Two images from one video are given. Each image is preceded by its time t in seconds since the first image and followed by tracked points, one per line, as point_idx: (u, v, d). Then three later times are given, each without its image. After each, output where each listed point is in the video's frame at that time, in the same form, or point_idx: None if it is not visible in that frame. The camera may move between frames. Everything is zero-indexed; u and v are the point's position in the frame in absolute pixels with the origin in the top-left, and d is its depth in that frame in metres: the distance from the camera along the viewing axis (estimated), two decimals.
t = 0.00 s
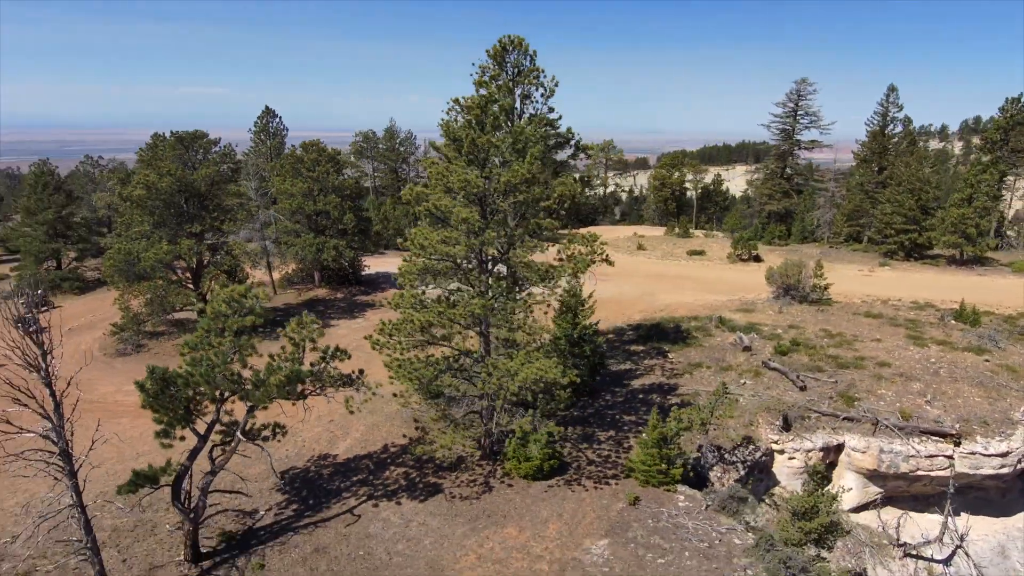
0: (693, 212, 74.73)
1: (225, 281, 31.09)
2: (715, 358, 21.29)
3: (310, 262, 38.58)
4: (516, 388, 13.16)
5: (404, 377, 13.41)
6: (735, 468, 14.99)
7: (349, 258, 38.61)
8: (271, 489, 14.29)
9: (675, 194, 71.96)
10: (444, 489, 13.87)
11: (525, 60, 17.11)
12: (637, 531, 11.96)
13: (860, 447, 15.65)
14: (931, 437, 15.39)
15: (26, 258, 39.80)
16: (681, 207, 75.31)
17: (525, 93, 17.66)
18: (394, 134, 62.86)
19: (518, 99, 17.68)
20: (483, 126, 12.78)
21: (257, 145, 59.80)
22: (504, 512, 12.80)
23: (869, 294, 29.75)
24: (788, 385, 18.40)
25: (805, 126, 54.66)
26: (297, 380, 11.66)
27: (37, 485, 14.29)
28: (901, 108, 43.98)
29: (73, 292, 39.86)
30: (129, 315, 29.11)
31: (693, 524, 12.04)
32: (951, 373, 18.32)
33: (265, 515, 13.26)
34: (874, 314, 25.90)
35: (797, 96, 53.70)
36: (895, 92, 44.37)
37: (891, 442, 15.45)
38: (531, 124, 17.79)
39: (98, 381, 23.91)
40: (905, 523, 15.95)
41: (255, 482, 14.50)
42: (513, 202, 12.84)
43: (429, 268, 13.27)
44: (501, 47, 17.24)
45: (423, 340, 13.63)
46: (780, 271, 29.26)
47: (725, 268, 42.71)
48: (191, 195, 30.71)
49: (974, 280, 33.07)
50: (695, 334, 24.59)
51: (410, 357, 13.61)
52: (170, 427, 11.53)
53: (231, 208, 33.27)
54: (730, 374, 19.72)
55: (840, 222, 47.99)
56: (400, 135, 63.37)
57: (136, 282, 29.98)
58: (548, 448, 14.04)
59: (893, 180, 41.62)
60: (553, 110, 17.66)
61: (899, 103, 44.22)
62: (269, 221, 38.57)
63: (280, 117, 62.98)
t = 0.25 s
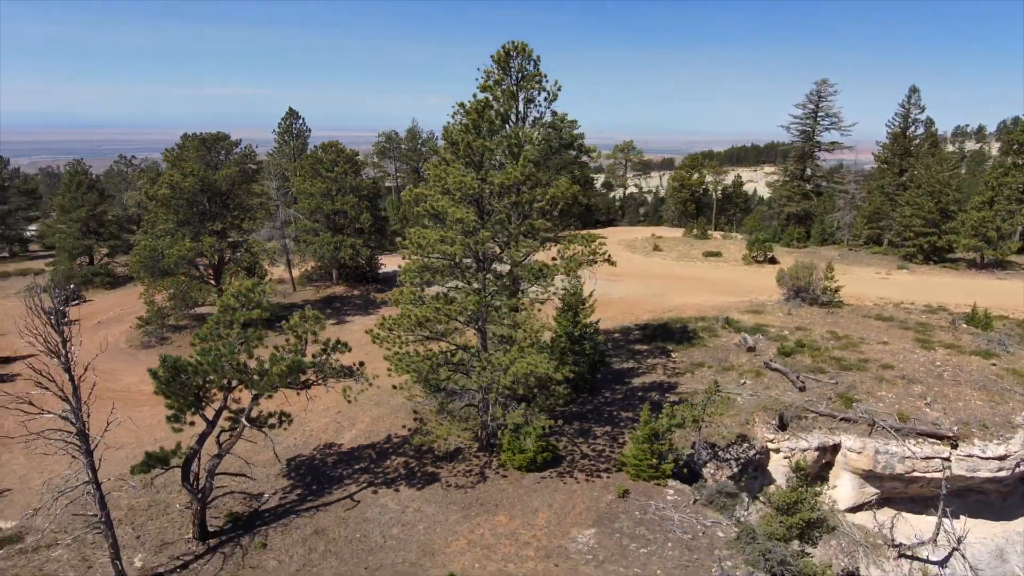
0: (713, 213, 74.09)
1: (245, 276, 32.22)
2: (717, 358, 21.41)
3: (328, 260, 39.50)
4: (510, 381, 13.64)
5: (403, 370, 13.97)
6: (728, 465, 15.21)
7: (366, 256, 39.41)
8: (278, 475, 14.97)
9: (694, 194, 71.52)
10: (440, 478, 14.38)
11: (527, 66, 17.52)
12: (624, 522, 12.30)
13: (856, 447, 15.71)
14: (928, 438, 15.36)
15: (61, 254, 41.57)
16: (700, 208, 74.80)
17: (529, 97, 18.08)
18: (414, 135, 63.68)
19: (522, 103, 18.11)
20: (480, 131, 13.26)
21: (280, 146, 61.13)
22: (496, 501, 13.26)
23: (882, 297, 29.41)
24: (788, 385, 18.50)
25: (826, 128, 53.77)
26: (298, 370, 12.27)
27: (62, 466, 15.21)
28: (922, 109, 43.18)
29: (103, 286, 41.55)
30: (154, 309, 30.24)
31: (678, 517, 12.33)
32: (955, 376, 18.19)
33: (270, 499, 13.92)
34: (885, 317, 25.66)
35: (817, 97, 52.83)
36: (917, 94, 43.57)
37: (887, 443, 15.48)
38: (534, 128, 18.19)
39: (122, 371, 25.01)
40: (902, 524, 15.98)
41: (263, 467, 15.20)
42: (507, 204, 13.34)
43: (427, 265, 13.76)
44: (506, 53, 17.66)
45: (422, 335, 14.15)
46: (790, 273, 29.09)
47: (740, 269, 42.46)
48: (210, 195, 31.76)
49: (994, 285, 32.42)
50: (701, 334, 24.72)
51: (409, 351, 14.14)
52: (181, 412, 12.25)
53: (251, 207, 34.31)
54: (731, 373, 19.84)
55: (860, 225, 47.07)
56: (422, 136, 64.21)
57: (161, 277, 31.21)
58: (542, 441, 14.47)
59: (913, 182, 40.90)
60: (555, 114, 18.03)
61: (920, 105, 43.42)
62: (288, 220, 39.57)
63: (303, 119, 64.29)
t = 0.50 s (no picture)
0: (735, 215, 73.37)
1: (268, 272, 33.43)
2: (721, 358, 21.56)
3: (347, 259, 40.48)
4: (504, 376, 14.14)
5: (403, 363, 14.57)
6: (721, 462, 15.44)
7: (384, 255, 40.26)
8: (286, 461, 15.73)
9: (716, 196, 70.91)
10: (438, 467, 14.95)
11: (532, 72, 18.02)
12: (610, 512, 12.71)
13: (851, 448, 15.78)
14: (924, 441, 15.36)
15: (96, 250, 43.45)
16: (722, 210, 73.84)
17: (533, 101, 18.56)
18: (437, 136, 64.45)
19: (526, 108, 18.61)
20: (477, 136, 13.80)
21: (306, 147, 62.56)
22: (489, 490, 13.77)
23: (896, 301, 29.06)
24: (788, 386, 18.59)
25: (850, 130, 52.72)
26: (301, 360, 12.96)
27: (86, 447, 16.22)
28: (947, 112, 42.32)
29: (136, 281, 43.14)
30: (180, 304, 31.34)
31: (664, 509, 12.66)
32: (958, 381, 18.06)
33: (276, 483, 14.67)
34: (896, 321, 25.39)
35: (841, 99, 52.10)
36: (942, 96, 42.71)
37: (882, 444, 15.52)
38: (538, 132, 18.67)
39: (147, 360, 26.20)
40: (899, 526, 15.99)
41: (272, 454, 15.97)
42: (502, 207, 13.84)
43: (427, 263, 14.34)
44: (511, 59, 18.16)
45: (421, 330, 14.71)
46: (802, 275, 28.91)
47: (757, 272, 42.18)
48: (233, 194, 32.91)
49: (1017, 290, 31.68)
50: (708, 335, 24.85)
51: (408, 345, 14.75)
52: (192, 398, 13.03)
53: (272, 205, 35.43)
54: (733, 374, 19.99)
55: (882, 228, 46.20)
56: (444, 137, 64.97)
57: (187, 273, 32.51)
58: (536, 434, 14.94)
59: (937, 185, 40.11)
60: (559, 118, 18.47)
61: (945, 107, 42.55)
62: (309, 220, 40.68)
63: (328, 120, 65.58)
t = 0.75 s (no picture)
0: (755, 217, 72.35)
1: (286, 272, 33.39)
2: (724, 359, 21.64)
3: (363, 258, 41.24)
4: (501, 372, 14.55)
5: (405, 358, 15.07)
6: (717, 460, 15.61)
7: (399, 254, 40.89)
8: (293, 450, 16.35)
9: (736, 198, 69.96)
10: (437, 459, 15.41)
11: (536, 77, 18.42)
12: (601, 506, 13.02)
13: (849, 450, 15.82)
14: (922, 444, 15.34)
15: (124, 247, 44.96)
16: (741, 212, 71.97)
17: (538, 105, 18.95)
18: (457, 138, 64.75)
19: (531, 112, 19.02)
20: (476, 140, 14.20)
21: (328, 149, 63.64)
22: (484, 482, 14.19)
23: (910, 305, 28.70)
24: (789, 387, 18.65)
25: (870, 132, 51.44)
26: (305, 353, 13.56)
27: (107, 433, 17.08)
28: (970, 113, 41.46)
29: (162, 278, 44.42)
30: (201, 300, 31.88)
31: (653, 504, 12.91)
32: (962, 385, 17.92)
33: (283, 471, 15.29)
34: (907, 324, 25.10)
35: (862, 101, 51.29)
36: (965, 97, 41.85)
37: (880, 446, 15.53)
38: (543, 135, 19.09)
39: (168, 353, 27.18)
40: (897, 528, 15.98)
41: (281, 443, 16.61)
42: (499, 208, 14.24)
43: (427, 262, 14.81)
44: (516, 63, 18.53)
45: (421, 326, 15.18)
46: (813, 278, 28.66)
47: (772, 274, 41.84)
48: (251, 194, 33.82)
49: None
50: (713, 336, 24.92)
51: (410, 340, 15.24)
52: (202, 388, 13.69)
53: (290, 205, 36.33)
54: (734, 374, 20.09)
55: (902, 230, 45.33)
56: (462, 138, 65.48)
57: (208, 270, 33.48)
58: (533, 429, 15.31)
59: (957, 188, 39.36)
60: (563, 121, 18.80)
61: (968, 108, 41.70)
62: (327, 219, 41.55)
63: (350, 122, 66.57)
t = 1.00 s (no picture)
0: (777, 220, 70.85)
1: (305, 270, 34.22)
2: (728, 360, 21.72)
3: (382, 257, 42.02)
4: (499, 368, 15.06)
5: (407, 353, 15.65)
6: (713, 460, 15.76)
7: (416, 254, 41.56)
8: (302, 440, 17.04)
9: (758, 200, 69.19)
10: (438, 452, 15.93)
11: (542, 82, 18.84)
12: (591, 499, 13.39)
13: (846, 452, 15.87)
14: (920, 448, 15.31)
15: (155, 243, 46.59)
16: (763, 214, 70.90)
17: (544, 110, 19.37)
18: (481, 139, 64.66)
19: (537, 116, 19.45)
20: (476, 145, 14.73)
21: (351, 150, 64.78)
22: (481, 474, 14.67)
23: (926, 310, 28.25)
24: (790, 389, 18.71)
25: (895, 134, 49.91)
26: (310, 347, 14.25)
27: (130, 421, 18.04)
28: (997, 115, 40.44)
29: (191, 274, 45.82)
30: (224, 296, 32.92)
31: (642, 499, 13.21)
32: (967, 390, 17.76)
33: (290, 459, 15.97)
34: (919, 329, 24.75)
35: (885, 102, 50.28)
36: (992, 98, 40.85)
37: (877, 449, 15.56)
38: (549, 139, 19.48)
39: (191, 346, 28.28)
40: (896, 532, 15.94)
41: (291, 433, 17.31)
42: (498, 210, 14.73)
43: (428, 261, 15.36)
44: (522, 69, 19.00)
45: (423, 323, 15.73)
46: (826, 281, 28.31)
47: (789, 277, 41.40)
48: (272, 194, 34.89)
49: None
50: (721, 338, 24.96)
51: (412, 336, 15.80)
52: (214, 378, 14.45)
53: (309, 204, 37.33)
54: (737, 376, 20.19)
55: (925, 234, 44.34)
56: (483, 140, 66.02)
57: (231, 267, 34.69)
58: (530, 424, 15.77)
59: (982, 191, 38.47)
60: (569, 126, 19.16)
61: (995, 110, 40.67)
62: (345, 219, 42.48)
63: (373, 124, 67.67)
